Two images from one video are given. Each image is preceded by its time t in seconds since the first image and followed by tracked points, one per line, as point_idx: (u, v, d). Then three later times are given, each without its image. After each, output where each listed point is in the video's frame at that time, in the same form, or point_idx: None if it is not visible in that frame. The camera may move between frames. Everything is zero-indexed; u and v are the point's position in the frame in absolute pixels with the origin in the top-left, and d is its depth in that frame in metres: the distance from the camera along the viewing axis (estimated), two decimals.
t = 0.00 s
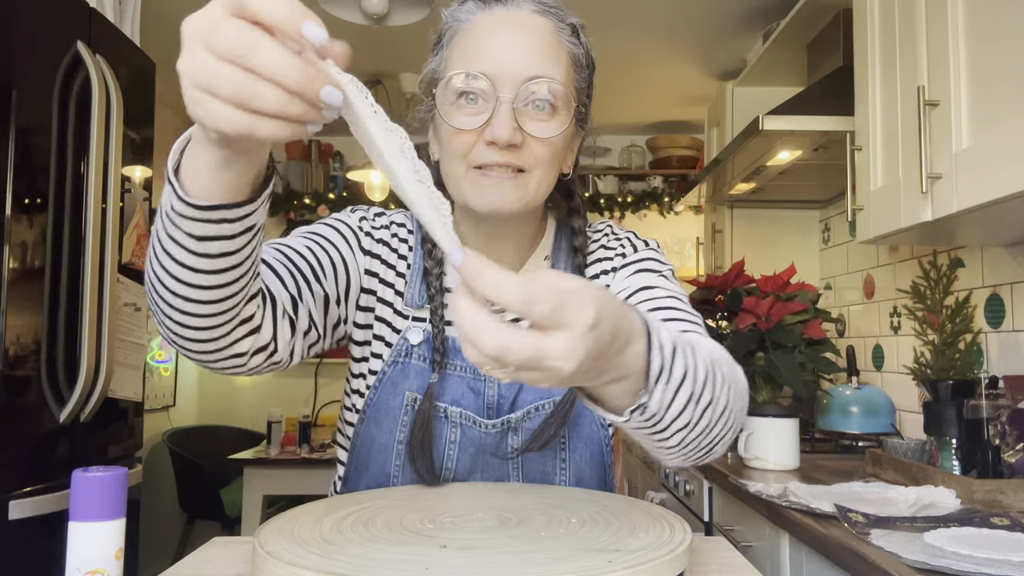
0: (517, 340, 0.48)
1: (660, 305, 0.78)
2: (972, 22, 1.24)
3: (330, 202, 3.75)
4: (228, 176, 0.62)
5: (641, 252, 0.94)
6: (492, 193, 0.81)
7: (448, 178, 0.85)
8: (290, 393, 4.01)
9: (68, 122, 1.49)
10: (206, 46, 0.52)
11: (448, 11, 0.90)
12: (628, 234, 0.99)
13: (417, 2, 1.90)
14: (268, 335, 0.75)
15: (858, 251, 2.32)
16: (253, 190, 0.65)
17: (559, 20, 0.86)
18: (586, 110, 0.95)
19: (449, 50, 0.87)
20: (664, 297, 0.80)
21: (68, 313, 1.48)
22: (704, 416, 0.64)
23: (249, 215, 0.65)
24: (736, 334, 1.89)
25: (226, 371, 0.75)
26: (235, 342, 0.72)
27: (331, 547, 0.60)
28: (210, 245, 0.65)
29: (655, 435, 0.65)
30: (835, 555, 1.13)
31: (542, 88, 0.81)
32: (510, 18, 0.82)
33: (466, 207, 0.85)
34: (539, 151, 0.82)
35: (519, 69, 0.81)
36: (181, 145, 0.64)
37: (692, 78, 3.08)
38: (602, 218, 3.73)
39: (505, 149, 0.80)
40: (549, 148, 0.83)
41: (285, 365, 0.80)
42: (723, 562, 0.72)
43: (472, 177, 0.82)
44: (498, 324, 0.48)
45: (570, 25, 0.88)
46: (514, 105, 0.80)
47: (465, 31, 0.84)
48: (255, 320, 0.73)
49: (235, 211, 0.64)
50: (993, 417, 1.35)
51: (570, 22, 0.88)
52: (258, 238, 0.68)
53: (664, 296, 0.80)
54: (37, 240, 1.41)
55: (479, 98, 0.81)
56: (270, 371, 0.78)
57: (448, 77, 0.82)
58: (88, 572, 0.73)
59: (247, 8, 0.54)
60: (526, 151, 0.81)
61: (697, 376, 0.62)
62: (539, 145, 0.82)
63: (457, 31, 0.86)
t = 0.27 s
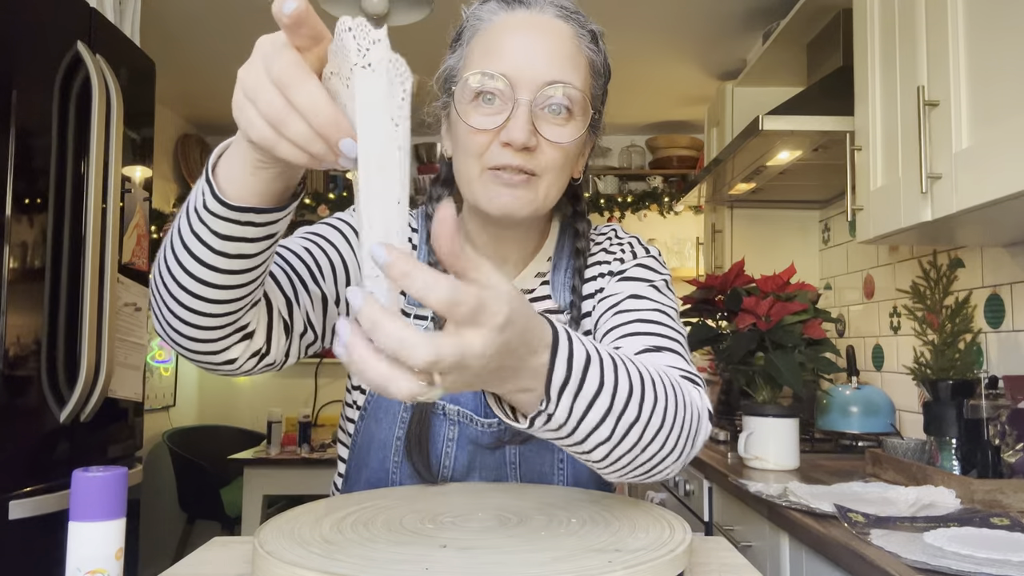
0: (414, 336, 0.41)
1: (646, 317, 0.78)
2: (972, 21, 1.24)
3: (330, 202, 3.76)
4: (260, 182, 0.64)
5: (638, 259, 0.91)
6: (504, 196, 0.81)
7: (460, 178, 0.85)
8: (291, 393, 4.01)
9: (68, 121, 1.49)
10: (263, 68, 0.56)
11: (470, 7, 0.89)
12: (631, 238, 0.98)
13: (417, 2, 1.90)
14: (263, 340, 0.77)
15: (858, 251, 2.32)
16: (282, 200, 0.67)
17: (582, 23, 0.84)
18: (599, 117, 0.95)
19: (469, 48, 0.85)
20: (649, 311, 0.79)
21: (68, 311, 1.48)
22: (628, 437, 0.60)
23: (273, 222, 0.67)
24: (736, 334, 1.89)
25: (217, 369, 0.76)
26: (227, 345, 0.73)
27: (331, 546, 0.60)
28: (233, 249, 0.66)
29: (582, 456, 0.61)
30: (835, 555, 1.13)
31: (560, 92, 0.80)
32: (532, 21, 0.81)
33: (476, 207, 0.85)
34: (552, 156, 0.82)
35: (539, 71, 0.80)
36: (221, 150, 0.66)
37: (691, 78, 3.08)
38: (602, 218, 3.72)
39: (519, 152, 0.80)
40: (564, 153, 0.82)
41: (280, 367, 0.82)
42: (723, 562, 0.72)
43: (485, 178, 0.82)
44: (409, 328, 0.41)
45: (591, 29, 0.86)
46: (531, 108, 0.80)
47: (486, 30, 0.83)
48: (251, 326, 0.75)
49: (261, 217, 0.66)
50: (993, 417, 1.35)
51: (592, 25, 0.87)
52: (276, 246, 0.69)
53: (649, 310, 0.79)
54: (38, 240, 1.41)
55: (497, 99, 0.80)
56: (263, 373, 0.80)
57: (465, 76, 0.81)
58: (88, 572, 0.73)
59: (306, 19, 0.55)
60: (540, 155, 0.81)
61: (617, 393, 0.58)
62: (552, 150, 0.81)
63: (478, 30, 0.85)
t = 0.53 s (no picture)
0: (447, 291, 0.50)
1: (646, 310, 0.78)
2: (972, 21, 1.24)
3: (330, 202, 3.75)
4: (265, 187, 0.64)
5: (637, 255, 0.91)
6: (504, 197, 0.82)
7: (460, 178, 0.85)
8: (291, 393, 4.02)
9: (68, 120, 1.49)
10: (275, 84, 0.58)
11: (471, 6, 0.89)
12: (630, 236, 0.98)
13: (417, 2, 1.90)
14: (263, 343, 0.77)
15: (858, 251, 2.32)
16: (288, 206, 0.67)
17: (582, 22, 0.84)
18: (599, 116, 0.95)
19: (470, 47, 0.85)
20: (648, 303, 0.79)
21: (68, 310, 1.48)
22: (628, 410, 0.62)
23: (278, 227, 0.67)
24: (736, 334, 1.89)
25: (218, 371, 0.77)
26: (228, 349, 0.73)
27: (330, 546, 0.60)
28: (238, 253, 0.67)
29: (583, 434, 0.64)
30: (835, 555, 1.13)
31: (561, 91, 0.80)
32: (532, 20, 0.81)
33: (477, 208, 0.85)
34: (552, 156, 0.82)
35: (540, 70, 0.79)
36: (228, 154, 0.67)
37: (691, 78, 3.08)
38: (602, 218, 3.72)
39: (520, 153, 0.80)
40: (564, 152, 0.82)
41: (281, 368, 0.83)
42: (723, 562, 0.72)
43: (485, 180, 0.83)
44: (441, 284, 0.50)
45: (591, 28, 0.86)
46: (532, 107, 0.79)
47: (486, 30, 0.83)
48: (252, 329, 0.75)
49: (266, 222, 0.66)
50: (993, 417, 1.35)
51: (592, 24, 0.86)
52: (280, 250, 0.70)
53: (649, 303, 0.79)
54: (38, 240, 1.41)
55: (497, 99, 0.80)
56: (264, 375, 0.81)
57: (466, 76, 0.81)
58: (88, 572, 0.73)
59: (325, 53, 0.59)
60: (540, 155, 0.81)
61: (615, 360, 0.61)
62: (552, 150, 0.81)
63: (478, 30, 0.85)
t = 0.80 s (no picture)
0: (526, 317, 0.51)
1: (654, 314, 0.78)
2: (972, 20, 1.24)
3: (329, 202, 3.75)
4: (257, 188, 0.65)
5: (641, 256, 0.91)
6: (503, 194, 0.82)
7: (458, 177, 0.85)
8: (291, 393, 4.02)
9: (68, 119, 1.49)
10: (263, 85, 0.57)
11: (466, 7, 0.89)
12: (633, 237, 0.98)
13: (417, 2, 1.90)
14: (261, 344, 0.77)
15: (858, 251, 2.32)
16: (280, 207, 0.67)
17: (577, 21, 0.85)
18: (597, 114, 0.95)
19: (466, 47, 0.85)
20: (655, 307, 0.79)
21: (68, 309, 1.48)
22: (651, 417, 0.63)
23: (271, 228, 0.67)
24: (736, 334, 1.89)
25: (216, 373, 0.77)
26: (226, 350, 0.73)
27: (330, 546, 0.60)
28: (233, 254, 0.66)
29: (605, 442, 0.64)
30: (835, 555, 1.13)
31: (558, 88, 0.80)
32: (528, 18, 0.81)
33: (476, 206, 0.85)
34: (550, 153, 0.82)
35: (536, 68, 0.79)
36: (219, 157, 0.67)
37: (691, 78, 3.08)
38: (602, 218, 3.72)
39: (517, 150, 0.80)
40: (561, 149, 0.82)
41: (280, 370, 0.83)
42: (723, 562, 0.72)
43: (484, 177, 0.82)
44: (519, 312, 0.51)
45: (586, 26, 0.86)
46: (529, 105, 0.79)
47: (483, 28, 0.83)
48: (249, 330, 0.75)
49: (259, 223, 0.66)
50: (993, 417, 1.35)
51: (587, 23, 0.87)
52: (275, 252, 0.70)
53: (655, 305, 0.79)
54: (37, 240, 1.41)
55: (494, 97, 0.80)
56: (263, 377, 0.80)
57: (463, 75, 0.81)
58: (88, 572, 0.73)
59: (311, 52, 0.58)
60: (537, 152, 0.81)
61: (639, 370, 0.62)
62: (550, 147, 0.81)
63: (474, 30, 0.85)
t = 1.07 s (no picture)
0: (523, 313, 0.51)
1: (655, 314, 0.78)
2: (972, 20, 1.24)
3: (330, 202, 3.75)
4: (261, 192, 0.65)
5: (642, 256, 0.91)
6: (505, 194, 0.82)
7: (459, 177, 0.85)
8: (291, 394, 4.02)
9: (68, 119, 1.49)
10: (271, 91, 0.59)
11: (468, 7, 0.89)
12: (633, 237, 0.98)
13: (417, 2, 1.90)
14: (263, 347, 0.77)
15: (858, 251, 2.32)
16: (283, 212, 0.67)
17: (578, 20, 0.84)
18: (599, 114, 0.95)
19: (468, 47, 0.86)
20: (657, 307, 0.79)
21: (68, 309, 1.48)
22: (655, 416, 0.63)
23: (275, 233, 0.67)
24: (736, 334, 1.89)
25: (218, 376, 0.77)
26: (228, 354, 0.73)
27: (331, 546, 0.60)
28: (236, 259, 0.66)
29: (606, 438, 0.64)
30: (835, 555, 1.13)
31: (560, 86, 0.80)
32: (529, 17, 0.81)
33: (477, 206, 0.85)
34: (551, 153, 0.82)
35: (537, 67, 0.79)
36: (223, 161, 0.67)
37: (691, 78, 3.08)
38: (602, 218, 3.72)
39: (519, 149, 0.80)
40: (563, 149, 0.82)
41: (281, 372, 0.83)
42: (723, 562, 0.72)
43: (485, 176, 0.82)
44: (517, 308, 0.51)
45: (587, 25, 0.86)
46: (530, 104, 0.79)
47: (485, 28, 0.83)
48: (251, 333, 0.75)
49: (262, 227, 0.66)
50: (993, 417, 1.35)
51: (588, 21, 0.87)
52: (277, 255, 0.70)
53: (657, 304, 0.79)
54: (38, 240, 1.42)
55: (496, 97, 0.80)
56: (265, 379, 0.80)
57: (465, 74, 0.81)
58: (88, 572, 0.73)
59: (322, 63, 0.60)
60: (538, 151, 0.81)
61: (644, 367, 0.62)
62: (551, 146, 0.81)
63: (476, 30, 0.85)
